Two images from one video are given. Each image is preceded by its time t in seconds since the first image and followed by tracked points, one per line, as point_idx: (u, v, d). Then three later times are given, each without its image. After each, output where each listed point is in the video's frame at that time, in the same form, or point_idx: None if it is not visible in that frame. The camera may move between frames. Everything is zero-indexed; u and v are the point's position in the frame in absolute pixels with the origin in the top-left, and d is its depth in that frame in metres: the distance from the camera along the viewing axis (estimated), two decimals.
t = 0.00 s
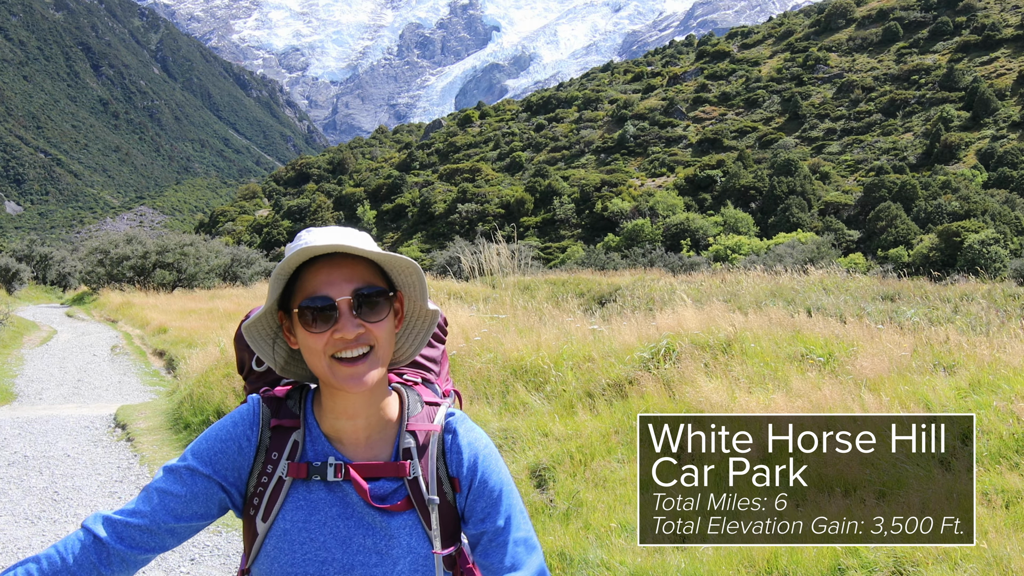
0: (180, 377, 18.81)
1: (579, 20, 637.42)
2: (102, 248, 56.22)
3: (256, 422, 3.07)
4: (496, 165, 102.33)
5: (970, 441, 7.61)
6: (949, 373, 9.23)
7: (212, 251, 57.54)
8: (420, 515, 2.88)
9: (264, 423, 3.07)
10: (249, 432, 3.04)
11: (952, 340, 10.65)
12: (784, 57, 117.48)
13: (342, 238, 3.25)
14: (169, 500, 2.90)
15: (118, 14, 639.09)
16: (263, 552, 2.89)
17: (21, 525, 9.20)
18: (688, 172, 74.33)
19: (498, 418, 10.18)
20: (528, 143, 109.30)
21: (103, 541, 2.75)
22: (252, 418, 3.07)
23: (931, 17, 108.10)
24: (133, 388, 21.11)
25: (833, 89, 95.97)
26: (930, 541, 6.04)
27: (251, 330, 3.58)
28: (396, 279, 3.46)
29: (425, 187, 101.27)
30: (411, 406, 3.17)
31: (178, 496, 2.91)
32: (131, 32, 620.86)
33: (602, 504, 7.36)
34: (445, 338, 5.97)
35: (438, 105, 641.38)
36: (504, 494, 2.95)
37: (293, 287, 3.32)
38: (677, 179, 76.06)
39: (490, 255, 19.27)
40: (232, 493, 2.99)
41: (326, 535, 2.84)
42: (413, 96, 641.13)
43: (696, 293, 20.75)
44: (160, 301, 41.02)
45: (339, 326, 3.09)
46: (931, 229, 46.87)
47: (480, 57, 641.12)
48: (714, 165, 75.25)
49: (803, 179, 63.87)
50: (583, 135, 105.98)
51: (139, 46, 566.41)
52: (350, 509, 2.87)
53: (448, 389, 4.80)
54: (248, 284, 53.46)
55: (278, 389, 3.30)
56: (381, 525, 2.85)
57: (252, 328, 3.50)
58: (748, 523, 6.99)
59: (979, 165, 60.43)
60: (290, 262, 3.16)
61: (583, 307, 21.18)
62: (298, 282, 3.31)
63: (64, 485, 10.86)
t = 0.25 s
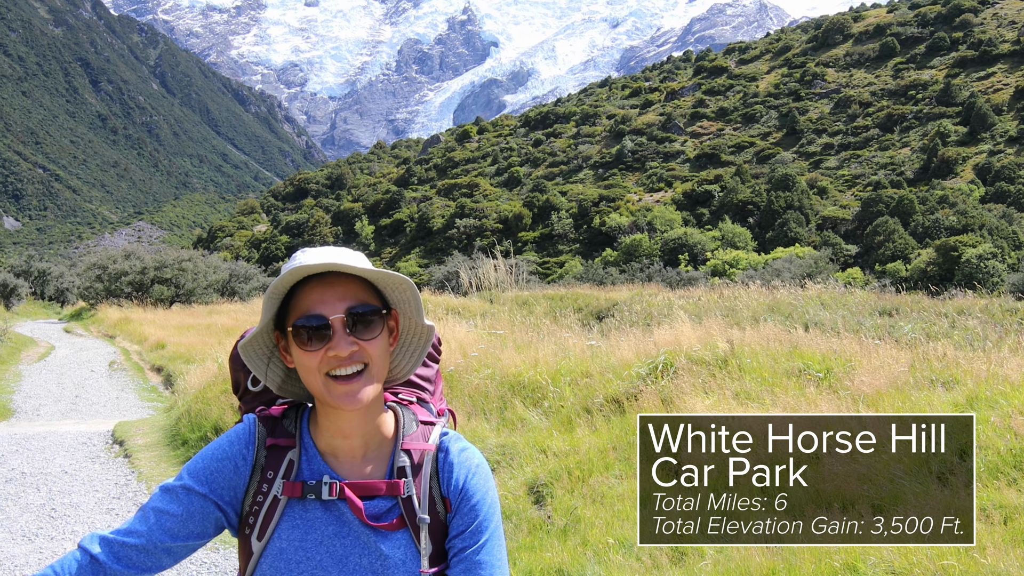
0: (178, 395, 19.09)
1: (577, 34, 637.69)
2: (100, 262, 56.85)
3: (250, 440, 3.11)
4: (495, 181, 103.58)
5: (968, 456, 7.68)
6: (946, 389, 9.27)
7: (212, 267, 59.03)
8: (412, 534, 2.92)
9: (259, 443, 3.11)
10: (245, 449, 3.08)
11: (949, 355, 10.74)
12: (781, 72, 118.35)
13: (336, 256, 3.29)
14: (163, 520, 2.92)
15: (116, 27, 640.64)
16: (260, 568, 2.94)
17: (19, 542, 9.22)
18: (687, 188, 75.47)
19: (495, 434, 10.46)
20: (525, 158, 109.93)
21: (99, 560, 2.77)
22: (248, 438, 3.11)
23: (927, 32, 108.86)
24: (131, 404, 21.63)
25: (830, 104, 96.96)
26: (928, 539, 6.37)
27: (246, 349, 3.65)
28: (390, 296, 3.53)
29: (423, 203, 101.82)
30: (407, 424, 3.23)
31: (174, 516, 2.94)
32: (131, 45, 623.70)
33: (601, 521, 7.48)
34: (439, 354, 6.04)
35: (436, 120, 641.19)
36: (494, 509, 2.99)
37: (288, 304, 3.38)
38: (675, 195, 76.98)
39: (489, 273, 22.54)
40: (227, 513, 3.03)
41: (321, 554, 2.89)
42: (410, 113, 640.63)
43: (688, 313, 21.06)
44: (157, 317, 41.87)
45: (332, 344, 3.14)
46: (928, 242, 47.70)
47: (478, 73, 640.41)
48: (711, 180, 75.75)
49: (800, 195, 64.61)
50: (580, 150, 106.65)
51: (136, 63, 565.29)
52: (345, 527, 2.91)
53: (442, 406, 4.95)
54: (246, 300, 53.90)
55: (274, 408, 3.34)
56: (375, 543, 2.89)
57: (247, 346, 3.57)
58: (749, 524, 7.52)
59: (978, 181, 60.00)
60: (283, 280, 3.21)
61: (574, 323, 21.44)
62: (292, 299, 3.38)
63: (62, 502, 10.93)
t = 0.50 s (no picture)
0: (176, 410, 19.39)
1: (576, 49, 641.06)
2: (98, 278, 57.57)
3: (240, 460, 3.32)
4: (496, 196, 106.55)
5: (967, 472, 7.75)
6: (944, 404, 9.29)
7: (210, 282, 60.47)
8: (396, 550, 3.11)
9: (249, 460, 3.34)
10: (234, 469, 3.31)
11: (947, 372, 10.77)
12: (779, 88, 119.93)
13: (327, 275, 3.49)
14: (153, 536, 3.14)
15: (115, 44, 640.41)
16: None
17: (15, 559, 9.20)
18: (685, 204, 77.04)
19: (495, 449, 10.80)
20: (524, 174, 113.77)
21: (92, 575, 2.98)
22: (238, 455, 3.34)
23: (925, 49, 110.51)
24: (130, 420, 21.98)
25: (829, 120, 98.82)
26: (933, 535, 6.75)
27: (237, 365, 3.84)
28: (381, 316, 3.71)
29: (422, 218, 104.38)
30: (393, 443, 3.44)
31: (163, 534, 3.16)
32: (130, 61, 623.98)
33: (598, 536, 7.57)
34: (433, 372, 6.22)
35: (434, 135, 640.21)
36: (474, 516, 3.21)
37: (280, 322, 3.57)
38: (674, 210, 78.66)
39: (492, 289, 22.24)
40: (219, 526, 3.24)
41: (308, 570, 3.09)
42: (409, 127, 640.76)
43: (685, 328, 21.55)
44: (156, 332, 42.76)
45: (323, 362, 3.34)
46: (926, 257, 48.63)
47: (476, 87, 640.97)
48: (710, 196, 77.08)
49: (798, 210, 65.79)
50: (579, 166, 109.47)
51: (131, 75, 550.62)
52: (332, 545, 3.11)
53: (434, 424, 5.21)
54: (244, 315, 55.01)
55: (263, 427, 3.57)
56: (360, 559, 3.08)
57: (238, 362, 3.75)
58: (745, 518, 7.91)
59: (974, 196, 60.62)
60: (276, 298, 3.40)
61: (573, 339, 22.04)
62: (282, 317, 3.56)
63: (58, 518, 10.96)
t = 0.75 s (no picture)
0: (175, 426, 19.77)
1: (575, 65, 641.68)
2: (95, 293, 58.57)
3: (228, 480, 3.45)
4: (494, 212, 109.95)
5: (965, 488, 7.99)
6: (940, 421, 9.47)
7: (208, 297, 62.07)
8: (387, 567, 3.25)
9: (237, 479, 3.47)
10: (222, 486, 3.43)
11: (945, 387, 10.85)
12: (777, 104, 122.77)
13: (314, 291, 3.61)
14: (141, 556, 3.26)
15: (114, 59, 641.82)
16: None
17: None
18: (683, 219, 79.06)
19: (493, 464, 11.01)
20: (523, 190, 117.44)
21: None
22: (226, 473, 3.47)
23: (923, 64, 113.17)
24: (127, 435, 22.34)
25: (827, 135, 101.48)
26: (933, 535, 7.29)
27: (224, 384, 3.96)
28: (369, 332, 3.85)
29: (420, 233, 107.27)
30: (384, 459, 3.61)
31: (151, 553, 3.28)
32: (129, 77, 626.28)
33: (595, 551, 7.66)
34: (422, 387, 6.37)
35: (433, 151, 640.85)
36: (462, 525, 3.39)
37: (266, 338, 3.68)
38: (672, 225, 80.63)
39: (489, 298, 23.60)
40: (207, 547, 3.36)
41: None
42: (409, 142, 640.83)
43: (681, 344, 22.15)
44: (155, 349, 43.63)
45: (311, 377, 3.48)
46: (924, 272, 49.48)
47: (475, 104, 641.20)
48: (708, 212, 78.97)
49: (796, 225, 67.32)
50: (577, 182, 113.10)
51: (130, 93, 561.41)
52: (322, 562, 3.25)
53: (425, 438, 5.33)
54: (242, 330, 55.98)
55: (252, 444, 3.70)
56: None
57: (226, 381, 3.86)
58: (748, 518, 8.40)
59: (972, 210, 61.77)
60: (263, 314, 3.52)
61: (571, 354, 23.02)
62: (269, 333, 3.68)
63: (56, 534, 11.05)
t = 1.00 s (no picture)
0: (168, 444, 20.21)
1: (572, 81, 641.88)
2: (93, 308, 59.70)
3: (214, 498, 3.50)
4: (491, 227, 113.27)
5: (961, 502, 8.15)
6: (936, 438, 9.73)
7: (205, 314, 63.78)
8: None
9: (225, 495, 3.53)
10: (211, 503, 3.48)
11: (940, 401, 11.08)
12: (774, 121, 128.37)
13: (309, 307, 3.72)
14: (126, 570, 3.26)
15: (111, 74, 641.17)
16: None
17: None
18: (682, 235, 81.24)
19: (490, 480, 11.20)
20: (520, 205, 121.79)
21: None
22: (215, 489, 3.54)
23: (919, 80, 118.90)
24: (124, 450, 22.60)
25: (823, 151, 105.13)
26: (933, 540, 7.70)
27: (214, 401, 4.02)
28: (362, 350, 3.98)
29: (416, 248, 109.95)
30: (375, 477, 3.73)
31: (138, 568, 3.29)
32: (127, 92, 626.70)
33: (592, 569, 7.70)
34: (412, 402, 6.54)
35: (430, 167, 641.03)
36: (438, 540, 3.51)
37: (260, 354, 3.78)
38: (670, 241, 82.58)
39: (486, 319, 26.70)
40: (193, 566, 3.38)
41: None
42: (407, 159, 640.38)
43: (676, 359, 22.81)
44: (150, 364, 44.56)
45: (304, 395, 3.58)
46: (922, 287, 49.96)
47: (473, 119, 640.98)
48: (705, 227, 81.17)
49: (793, 241, 68.75)
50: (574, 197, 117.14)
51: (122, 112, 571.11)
52: None
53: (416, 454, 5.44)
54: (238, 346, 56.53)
55: (241, 460, 3.77)
56: None
57: (217, 395, 3.94)
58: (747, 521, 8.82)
59: (968, 226, 63.48)
60: (257, 330, 3.60)
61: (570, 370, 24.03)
62: (263, 349, 3.78)
63: (50, 551, 11.14)
